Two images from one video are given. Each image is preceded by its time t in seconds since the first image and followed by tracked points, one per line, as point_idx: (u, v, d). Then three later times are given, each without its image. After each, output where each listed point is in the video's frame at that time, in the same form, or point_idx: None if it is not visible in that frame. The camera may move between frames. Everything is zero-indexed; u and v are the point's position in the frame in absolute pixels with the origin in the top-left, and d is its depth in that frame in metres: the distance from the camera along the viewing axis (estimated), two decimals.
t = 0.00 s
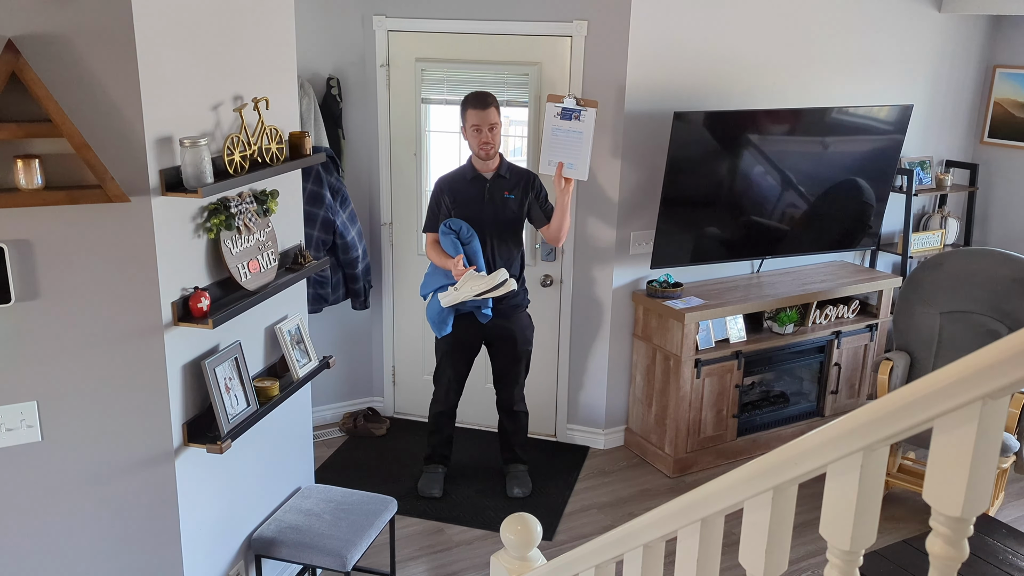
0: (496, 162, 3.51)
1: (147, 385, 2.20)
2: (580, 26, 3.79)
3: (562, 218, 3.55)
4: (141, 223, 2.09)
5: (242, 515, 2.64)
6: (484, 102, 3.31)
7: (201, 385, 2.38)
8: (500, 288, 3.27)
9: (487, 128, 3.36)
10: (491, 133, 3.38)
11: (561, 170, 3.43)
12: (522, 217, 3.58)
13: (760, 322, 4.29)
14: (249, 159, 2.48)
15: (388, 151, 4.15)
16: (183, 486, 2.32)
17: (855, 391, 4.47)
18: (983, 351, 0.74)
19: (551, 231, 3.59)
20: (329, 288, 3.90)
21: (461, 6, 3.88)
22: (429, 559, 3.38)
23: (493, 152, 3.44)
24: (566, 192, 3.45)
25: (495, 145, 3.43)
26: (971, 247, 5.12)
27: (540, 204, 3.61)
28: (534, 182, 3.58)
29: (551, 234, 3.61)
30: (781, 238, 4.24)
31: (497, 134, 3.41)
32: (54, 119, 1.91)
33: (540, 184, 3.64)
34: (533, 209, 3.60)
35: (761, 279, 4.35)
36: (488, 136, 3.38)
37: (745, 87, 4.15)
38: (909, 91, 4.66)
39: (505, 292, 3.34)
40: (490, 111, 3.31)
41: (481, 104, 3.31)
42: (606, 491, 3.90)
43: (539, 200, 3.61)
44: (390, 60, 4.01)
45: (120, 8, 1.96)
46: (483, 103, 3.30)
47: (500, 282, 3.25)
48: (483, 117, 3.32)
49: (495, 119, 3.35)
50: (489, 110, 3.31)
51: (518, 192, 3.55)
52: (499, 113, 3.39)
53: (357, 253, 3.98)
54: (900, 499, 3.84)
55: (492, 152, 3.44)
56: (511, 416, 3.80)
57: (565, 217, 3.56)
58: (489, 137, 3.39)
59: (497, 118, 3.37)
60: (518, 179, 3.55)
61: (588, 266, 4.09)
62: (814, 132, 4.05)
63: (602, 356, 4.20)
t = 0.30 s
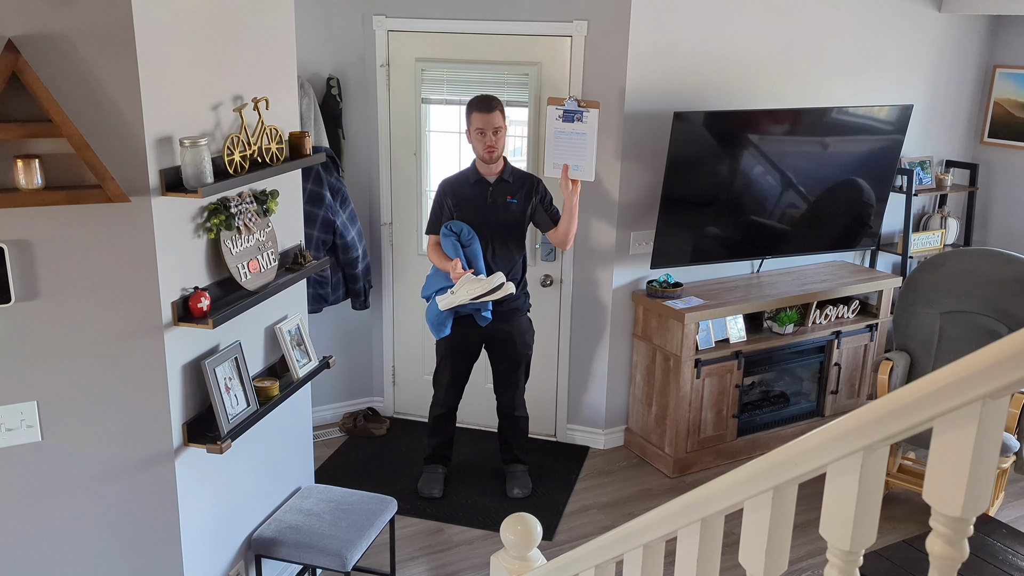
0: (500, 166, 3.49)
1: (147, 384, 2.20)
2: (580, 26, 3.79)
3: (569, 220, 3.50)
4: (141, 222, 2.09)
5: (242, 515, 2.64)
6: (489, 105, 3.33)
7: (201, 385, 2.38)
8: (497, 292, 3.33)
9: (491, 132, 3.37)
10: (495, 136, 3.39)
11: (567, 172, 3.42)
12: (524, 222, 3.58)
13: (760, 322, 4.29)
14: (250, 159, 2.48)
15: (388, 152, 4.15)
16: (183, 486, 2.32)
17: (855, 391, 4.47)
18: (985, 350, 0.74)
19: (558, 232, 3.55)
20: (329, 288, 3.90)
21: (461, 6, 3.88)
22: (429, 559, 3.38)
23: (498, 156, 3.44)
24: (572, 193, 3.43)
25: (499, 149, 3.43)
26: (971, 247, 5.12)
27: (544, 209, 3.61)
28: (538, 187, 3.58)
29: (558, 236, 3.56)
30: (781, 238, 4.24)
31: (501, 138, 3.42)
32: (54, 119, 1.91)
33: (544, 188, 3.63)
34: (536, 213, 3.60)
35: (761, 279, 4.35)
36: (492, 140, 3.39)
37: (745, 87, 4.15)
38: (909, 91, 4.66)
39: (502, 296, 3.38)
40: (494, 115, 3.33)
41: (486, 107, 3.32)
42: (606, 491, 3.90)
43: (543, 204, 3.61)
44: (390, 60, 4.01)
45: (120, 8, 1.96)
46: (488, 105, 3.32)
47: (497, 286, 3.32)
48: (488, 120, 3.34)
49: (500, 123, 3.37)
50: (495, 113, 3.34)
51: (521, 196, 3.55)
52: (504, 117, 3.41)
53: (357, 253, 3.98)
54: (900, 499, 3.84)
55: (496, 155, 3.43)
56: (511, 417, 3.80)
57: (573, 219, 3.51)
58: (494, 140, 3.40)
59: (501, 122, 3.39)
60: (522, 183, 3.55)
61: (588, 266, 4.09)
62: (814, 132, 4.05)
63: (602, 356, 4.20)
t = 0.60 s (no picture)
0: (501, 165, 3.49)
1: (147, 384, 2.20)
2: (580, 26, 3.79)
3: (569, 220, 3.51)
4: (141, 223, 2.09)
5: (241, 516, 2.64)
6: (490, 104, 3.33)
7: (201, 385, 2.38)
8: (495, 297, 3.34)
9: (492, 131, 3.37)
10: (496, 134, 3.40)
11: (563, 167, 3.43)
12: (527, 222, 3.57)
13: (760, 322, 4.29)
14: (249, 159, 2.48)
15: (387, 152, 4.15)
16: (183, 486, 2.32)
17: (855, 391, 4.47)
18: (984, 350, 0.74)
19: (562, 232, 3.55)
20: (328, 288, 3.89)
21: (462, 6, 3.89)
22: (429, 559, 3.38)
23: (499, 155, 3.44)
24: (571, 187, 3.43)
25: (500, 148, 3.43)
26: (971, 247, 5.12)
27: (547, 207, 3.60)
28: (540, 185, 3.58)
29: (559, 234, 3.56)
30: (781, 238, 4.24)
31: (502, 137, 3.41)
32: (54, 119, 1.91)
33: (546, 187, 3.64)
34: (538, 212, 3.60)
35: (761, 279, 4.35)
36: (493, 139, 3.39)
37: (745, 87, 4.15)
38: (909, 91, 4.66)
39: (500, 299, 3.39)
40: (495, 113, 3.34)
41: (486, 106, 3.33)
42: (606, 491, 3.90)
43: (545, 204, 3.60)
44: (390, 60, 4.01)
45: (120, 8, 1.96)
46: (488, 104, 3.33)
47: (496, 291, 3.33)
48: (489, 119, 3.34)
49: (501, 121, 3.37)
50: (495, 111, 3.34)
51: (523, 196, 3.55)
52: (506, 116, 3.41)
53: (357, 253, 3.98)
54: (900, 499, 3.84)
55: (498, 155, 3.43)
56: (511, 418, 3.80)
57: (575, 217, 3.51)
58: (495, 139, 3.40)
59: (503, 122, 3.39)
60: (523, 183, 3.55)
61: (588, 266, 4.09)
62: (814, 132, 4.05)
63: (603, 356, 4.20)
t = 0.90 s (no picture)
0: (501, 166, 3.49)
1: (147, 384, 2.20)
2: (580, 26, 3.79)
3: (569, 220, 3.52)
4: (141, 223, 2.09)
5: (241, 516, 2.64)
6: (490, 104, 3.33)
7: (201, 385, 2.38)
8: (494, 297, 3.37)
9: (491, 131, 3.37)
10: (496, 135, 3.40)
11: (563, 170, 3.43)
12: (527, 222, 3.57)
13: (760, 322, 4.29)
14: (249, 159, 2.48)
15: (388, 152, 4.15)
16: (183, 486, 2.32)
17: (855, 391, 4.47)
18: (984, 351, 0.74)
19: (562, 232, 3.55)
20: (329, 288, 3.90)
21: (462, 6, 3.89)
22: (429, 559, 3.38)
23: (499, 155, 3.44)
24: (572, 190, 3.46)
25: (500, 148, 3.43)
26: (971, 247, 5.12)
27: (547, 207, 3.60)
28: (540, 185, 3.58)
29: (559, 236, 3.57)
30: (781, 238, 4.24)
31: (502, 138, 3.42)
32: (53, 118, 1.91)
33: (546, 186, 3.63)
34: (538, 212, 3.60)
35: (761, 279, 4.35)
36: (493, 140, 3.39)
37: (745, 87, 4.15)
38: (909, 91, 4.66)
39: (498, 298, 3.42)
40: (495, 114, 3.34)
41: (487, 106, 3.33)
42: (606, 491, 3.90)
43: (545, 204, 3.60)
44: (390, 60, 4.01)
45: (120, 9, 1.96)
46: (488, 104, 3.33)
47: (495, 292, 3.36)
48: (489, 120, 3.34)
49: (500, 122, 3.37)
50: (496, 111, 3.35)
51: (523, 196, 3.55)
52: (505, 117, 3.41)
53: (358, 253, 3.98)
54: (900, 499, 3.84)
55: (497, 155, 3.43)
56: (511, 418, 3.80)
57: (575, 217, 3.51)
58: (495, 140, 3.40)
59: (502, 122, 3.39)
60: (523, 183, 3.55)
61: (588, 266, 4.09)
62: (814, 132, 4.05)
63: (603, 356, 4.20)
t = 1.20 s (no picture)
0: (500, 166, 3.49)
1: (147, 384, 2.20)
2: (580, 26, 3.79)
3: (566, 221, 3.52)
4: (141, 223, 2.09)
5: (242, 516, 2.64)
6: (491, 105, 3.33)
7: (201, 385, 2.38)
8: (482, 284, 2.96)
9: (495, 132, 3.38)
10: (495, 136, 3.39)
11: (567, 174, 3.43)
12: (526, 222, 3.57)
13: (760, 322, 4.29)
14: (250, 159, 2.48)
15: (387, 152, 4.15)
16: (183, 486, 2.32)
17: (855, 391, 4.47)
18: (983, 351, 0.74)
19: (558, 233, 3.55)
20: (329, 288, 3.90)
21: (462, 6, 3.89)
22: (429, 559, 3.38)
23: (500, 155, 3.45)
24: (568, 198, 3.45)
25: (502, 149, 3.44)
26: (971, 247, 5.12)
27: (545, 208, 3.61)
28: (539, 185, 3.58)
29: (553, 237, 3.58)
30: (781, 238, 4.24)
31: (504, 137, 3.43)
32: (54, 118, 1.91)
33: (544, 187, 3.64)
34: (537, 213, 3.60)
35: (761, 279, 4.35)
36: (496, 140, 3.40)
37: (745, 87, 4.15)
38: (909, 91, 4.66)
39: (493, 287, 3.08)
40: (498, 114, 3.34)
41: (488, 107, 3.32)
42: (605, 491, 3.90)
43: (544, 203, 3.61)
44: (390, 60, 4.01)
45: (120, 9, 1.96)
46: (489, 106, 3.32)
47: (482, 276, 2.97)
48: (492, 120, 3.35)
49: (503, 122, 3.38)
50: (495, 113, 3.34)
51: (521, 196, 3.55)
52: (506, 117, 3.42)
53: (358, 253, 3.98)
54: (900, 499, 3.84)
55: (499, 155, 3.44)
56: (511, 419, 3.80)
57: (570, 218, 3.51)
58: (495, 142, 3.40)
59: (504, 122, 3.40)
60: (522, 182, 3.55)
61: (588, 266, 4.09)
62: (814, 132, 4.05)
63: (603, 356, 4.20)
